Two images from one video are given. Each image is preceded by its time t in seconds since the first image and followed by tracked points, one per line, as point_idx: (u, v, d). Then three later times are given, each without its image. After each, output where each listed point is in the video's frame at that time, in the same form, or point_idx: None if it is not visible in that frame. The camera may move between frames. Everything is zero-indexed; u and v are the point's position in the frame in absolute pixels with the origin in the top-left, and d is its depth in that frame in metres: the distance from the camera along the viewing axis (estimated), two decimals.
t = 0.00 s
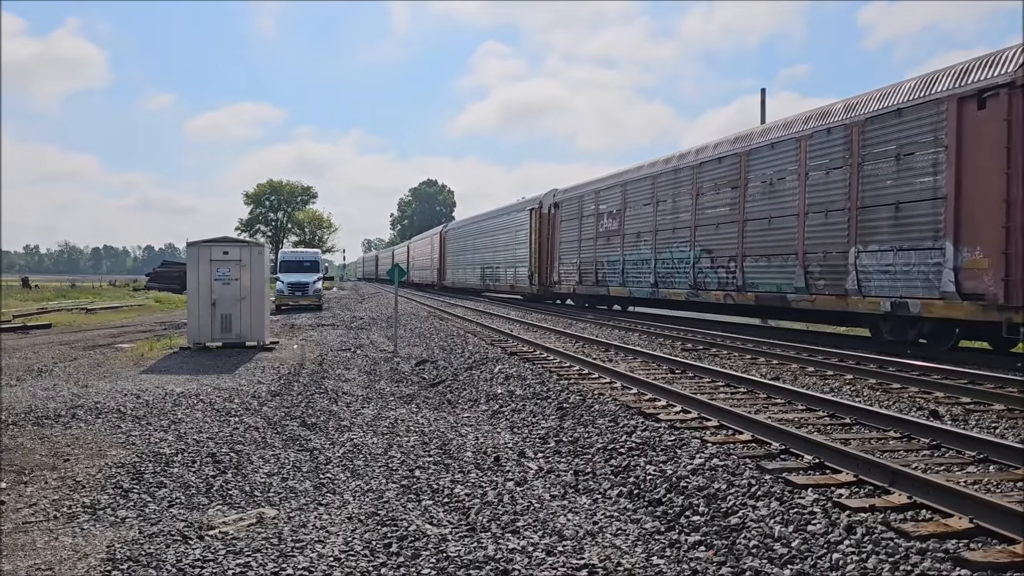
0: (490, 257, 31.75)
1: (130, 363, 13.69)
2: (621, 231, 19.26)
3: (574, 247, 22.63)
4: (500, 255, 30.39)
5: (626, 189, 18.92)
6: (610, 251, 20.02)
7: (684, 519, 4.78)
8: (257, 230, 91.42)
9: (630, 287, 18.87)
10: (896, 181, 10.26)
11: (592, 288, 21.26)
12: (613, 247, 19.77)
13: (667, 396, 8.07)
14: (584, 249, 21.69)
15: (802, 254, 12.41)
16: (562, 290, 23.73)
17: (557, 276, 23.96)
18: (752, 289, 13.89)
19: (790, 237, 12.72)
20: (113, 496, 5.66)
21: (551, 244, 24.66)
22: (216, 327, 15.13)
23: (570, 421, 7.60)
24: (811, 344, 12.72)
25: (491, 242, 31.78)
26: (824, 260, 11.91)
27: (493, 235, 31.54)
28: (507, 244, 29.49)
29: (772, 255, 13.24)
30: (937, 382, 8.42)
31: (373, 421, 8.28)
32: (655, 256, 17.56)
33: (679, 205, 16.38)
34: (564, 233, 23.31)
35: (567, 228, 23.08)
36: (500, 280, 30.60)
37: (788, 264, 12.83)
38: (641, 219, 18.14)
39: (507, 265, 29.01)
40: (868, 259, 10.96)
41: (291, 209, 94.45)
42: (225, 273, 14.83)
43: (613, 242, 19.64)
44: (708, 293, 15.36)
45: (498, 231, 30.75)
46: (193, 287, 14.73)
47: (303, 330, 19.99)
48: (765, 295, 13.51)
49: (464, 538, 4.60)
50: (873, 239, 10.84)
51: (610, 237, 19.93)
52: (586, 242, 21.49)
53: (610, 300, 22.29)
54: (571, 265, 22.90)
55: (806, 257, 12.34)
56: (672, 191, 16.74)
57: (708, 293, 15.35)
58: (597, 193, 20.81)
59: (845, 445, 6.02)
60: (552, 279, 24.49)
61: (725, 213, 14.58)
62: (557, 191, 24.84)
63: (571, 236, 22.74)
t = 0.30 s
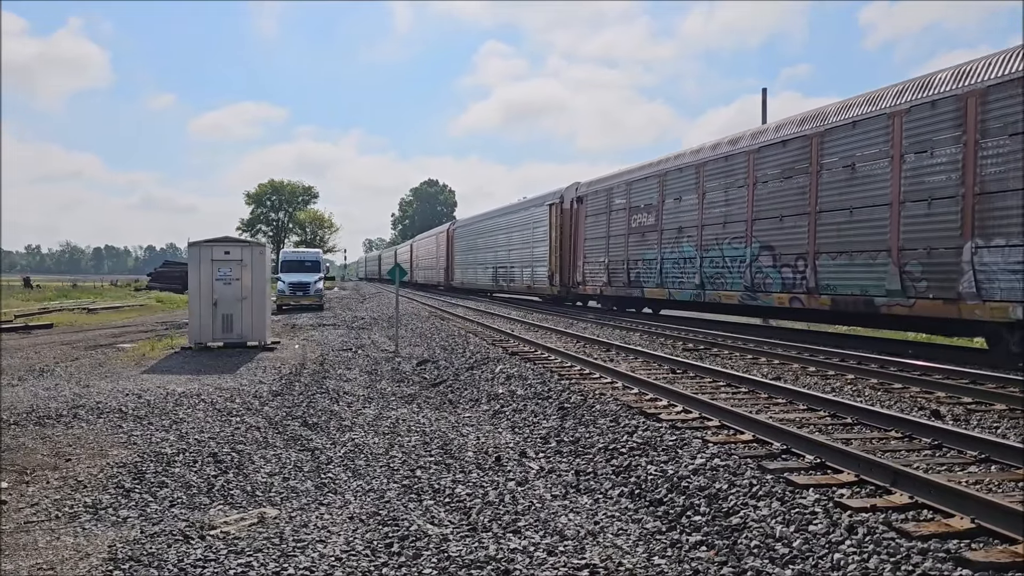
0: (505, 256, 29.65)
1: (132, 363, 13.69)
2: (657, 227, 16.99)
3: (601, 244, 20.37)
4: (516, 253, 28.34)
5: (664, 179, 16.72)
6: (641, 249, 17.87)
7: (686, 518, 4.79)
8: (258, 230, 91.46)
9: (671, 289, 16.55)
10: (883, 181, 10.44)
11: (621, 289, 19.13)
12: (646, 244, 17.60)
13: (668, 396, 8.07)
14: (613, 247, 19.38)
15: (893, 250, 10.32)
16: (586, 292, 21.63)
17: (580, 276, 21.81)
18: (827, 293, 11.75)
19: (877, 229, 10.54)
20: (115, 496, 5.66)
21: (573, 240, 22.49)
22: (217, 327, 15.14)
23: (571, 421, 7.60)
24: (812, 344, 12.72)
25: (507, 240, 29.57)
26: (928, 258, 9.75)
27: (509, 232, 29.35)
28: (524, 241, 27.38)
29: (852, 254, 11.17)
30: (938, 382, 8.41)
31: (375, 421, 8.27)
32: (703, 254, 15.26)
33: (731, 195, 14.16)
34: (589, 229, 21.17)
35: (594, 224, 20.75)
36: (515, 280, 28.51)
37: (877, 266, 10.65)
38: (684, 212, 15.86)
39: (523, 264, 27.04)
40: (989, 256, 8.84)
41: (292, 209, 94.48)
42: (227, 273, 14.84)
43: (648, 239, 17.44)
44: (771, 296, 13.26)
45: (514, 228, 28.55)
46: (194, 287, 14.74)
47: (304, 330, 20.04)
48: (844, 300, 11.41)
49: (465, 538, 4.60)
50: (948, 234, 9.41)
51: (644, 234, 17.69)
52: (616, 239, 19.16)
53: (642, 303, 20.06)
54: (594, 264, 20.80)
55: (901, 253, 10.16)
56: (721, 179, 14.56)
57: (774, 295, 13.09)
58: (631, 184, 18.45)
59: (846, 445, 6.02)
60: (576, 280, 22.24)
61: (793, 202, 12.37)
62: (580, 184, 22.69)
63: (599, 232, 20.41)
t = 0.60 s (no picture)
0: (519, 255, 27.60)
1: (131, 364, 13.68)
2: (704, 221, 15.26)
3: (633, 241, 18.51)
4: (532, 252, 26.38)
5: (714, 168, 15.01)
6: (683, 248, 16.17)
7: (685, 519, 4.78)
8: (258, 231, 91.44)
9: (719, 291, 14.88)
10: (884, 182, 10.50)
11: (657, 292, 17.43)
12: (687, 241, 15.91)
13: (668, 397, 8.07)
14: (649, 243, 17.59)
15: None
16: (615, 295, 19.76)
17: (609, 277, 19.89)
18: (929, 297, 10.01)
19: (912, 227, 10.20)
20: (115, 497, 5.66)
21: (601, 237, 20.49)
22: (217, 328, 15.13)
23: (571, 422, 7.60)
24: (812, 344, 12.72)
25: (523, 238, 27.50)
26: None
27: (526, 228, 27.27)
28: (541, 239, 25.51)
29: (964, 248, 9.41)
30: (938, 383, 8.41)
31: (374, 422, 8.26)
32: (762, 252, 13.61)
33: (801, 183, 12.43)
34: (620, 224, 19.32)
35: (629, 219, 18.77)
36: (531, 281, 26.61)
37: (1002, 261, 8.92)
38: (737, 205, 14.22)
39: (540, 264, 25.14)
40: None
41: (292, 210, 94.42)
42: (226, 274, 14.84)
43: (691, 235, 15.73)
44: (850, 301, 11.53)
45: (532, 224, 26.45)
46: (194, 288, 14.74)
47: (304, 330, 20.10)
48: (950, 304, 9.70)
49: (464, 539, 4.60)
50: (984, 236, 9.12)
51: (686, 229, 15.99)
52: (654, 234, 17.34)
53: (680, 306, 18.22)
54: (625, 263, 19.03)
55: (942, 253, 9.78)
56: (786, 168, 12.86)
57: (857, 297, 11.36)
58: (672, 175, 16.63)
59: (846, 446, 6.02)
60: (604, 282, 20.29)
61: (882, 192, 10.64)
62: (608, 177, 20.72)
63: (632, 226, 18.48)
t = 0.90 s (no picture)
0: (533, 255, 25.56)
1: (128, 366, 13.66)
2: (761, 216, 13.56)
3: (671, 239, 16.77)
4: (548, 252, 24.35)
5: (775, 154, 13.24)
6: (730, 247, 14.57)
7: (683, 521, 4.78)
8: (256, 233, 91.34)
9: (781, 295, 13.19)
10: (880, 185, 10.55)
11: (697, 296, 15.77)
12: (738, 238, 14.23)
13: (666, 399, 8.07)
14: (692, 240, 15.79)
15: None
16: (647, 299, 17.94)
17: (642, 279, 18.00)
18: None
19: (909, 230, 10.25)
20: (112, 500, 5.65)
21: (632, 235, 18.68)
22: (214, 330, 15.10)
23: (569, 424, 7.60)
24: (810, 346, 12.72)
25: (537, 237, 25.44)
26: None
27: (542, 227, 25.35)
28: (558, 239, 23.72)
29: None
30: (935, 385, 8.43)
31: (371, 424, 8.25)
32: (837, 250, 11.75)
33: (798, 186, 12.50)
34: (653, 221, 17.56)
35: (667, 214, 16.94)
36: (547, 284, 24.66)
37: None
38: (805, 196, 12.43)
39: (558, 265, 23.31)
40: None
41: (290, 212, 94.24)
42: (224, 276, 14.81)
43: (744, 230, 14.02)
44: (960, 307, 9.60)
45: (549, 221, 24.36)
46: (192, 290, 14.71)
47: (302, 332, 20.07)
48: None
49: (462, 541, 4.59)
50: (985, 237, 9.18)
51: (737, 225, 14.29)
52: (698, 230, 15.58)
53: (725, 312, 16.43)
54: (658, 265, 17.37)
55: (938, 254, 9.84)
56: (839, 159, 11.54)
57: (967, 303, 9.46)
58: (722, 164, 14.85)
59: (843, 448, 6.03)
60: (636, 284, 18.40)
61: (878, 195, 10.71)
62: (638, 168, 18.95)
63: (672, 222, 16.67)
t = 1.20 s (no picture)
0: (552, 254, 23.86)
1: (126, 369, 13.64)
2: (836, 208, 11.75)
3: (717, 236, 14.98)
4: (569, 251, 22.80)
5: (852, 137, 11.43)
6: (796, 244, 12.78)
7: (682, 523, 4.79)
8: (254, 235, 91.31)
9: (863, 300, 11.31)
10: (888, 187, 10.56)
11: (753, 301, 13.93)
12: (805, 233, 12.49)
13: (664, 400, 8.08)
14: (746, 236, 14.04)
15: None
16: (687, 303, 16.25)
17: (681, 281, 16.26)
18: None
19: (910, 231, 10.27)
20: (110, 503, 5.64)
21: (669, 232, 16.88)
22: (213, 332, 15.09)
23: (567, 426, 7.60)
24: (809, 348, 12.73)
25: (558, 235, 23.74)
26: None
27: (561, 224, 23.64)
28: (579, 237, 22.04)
29: None
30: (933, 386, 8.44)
31: (370, 427, 8.25)
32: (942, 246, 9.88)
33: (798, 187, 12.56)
34: (697, 216, 15.75)
35: (716, 206, 15.06)
36: (570, 286, 22.97)
37: None
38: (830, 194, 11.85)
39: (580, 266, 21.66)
40: None
41: (288, 215, 94.09)
42: (222, 278, 14.81)
43: (817, 224, 12.19)
44: None
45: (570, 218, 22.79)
46: (190, 293, 14.71)
47: (301, 335, 20.03)
48: None
49: (461, 544, 4.59)
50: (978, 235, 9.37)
51: (804, 218, 12.54)
52: (753, 224, 13.80)
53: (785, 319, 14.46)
54: (701, 265, 15.55)
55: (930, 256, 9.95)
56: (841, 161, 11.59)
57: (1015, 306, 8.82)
58: (785, 149, 13.02)
59: (842, 449, 6.03)
60: (674, 286, 16.69)
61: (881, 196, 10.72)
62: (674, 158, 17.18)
63: (722, 215, 14.85)
